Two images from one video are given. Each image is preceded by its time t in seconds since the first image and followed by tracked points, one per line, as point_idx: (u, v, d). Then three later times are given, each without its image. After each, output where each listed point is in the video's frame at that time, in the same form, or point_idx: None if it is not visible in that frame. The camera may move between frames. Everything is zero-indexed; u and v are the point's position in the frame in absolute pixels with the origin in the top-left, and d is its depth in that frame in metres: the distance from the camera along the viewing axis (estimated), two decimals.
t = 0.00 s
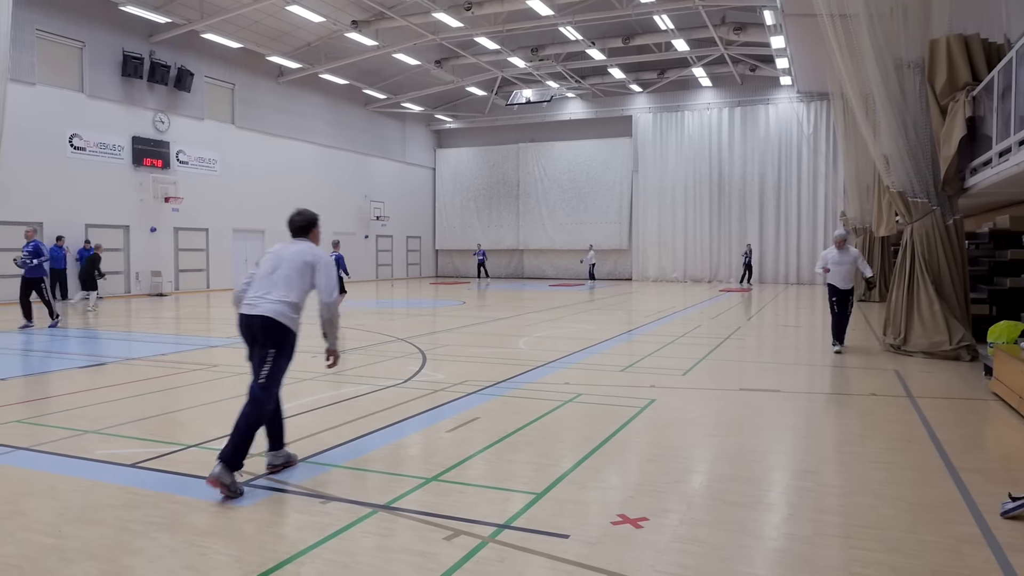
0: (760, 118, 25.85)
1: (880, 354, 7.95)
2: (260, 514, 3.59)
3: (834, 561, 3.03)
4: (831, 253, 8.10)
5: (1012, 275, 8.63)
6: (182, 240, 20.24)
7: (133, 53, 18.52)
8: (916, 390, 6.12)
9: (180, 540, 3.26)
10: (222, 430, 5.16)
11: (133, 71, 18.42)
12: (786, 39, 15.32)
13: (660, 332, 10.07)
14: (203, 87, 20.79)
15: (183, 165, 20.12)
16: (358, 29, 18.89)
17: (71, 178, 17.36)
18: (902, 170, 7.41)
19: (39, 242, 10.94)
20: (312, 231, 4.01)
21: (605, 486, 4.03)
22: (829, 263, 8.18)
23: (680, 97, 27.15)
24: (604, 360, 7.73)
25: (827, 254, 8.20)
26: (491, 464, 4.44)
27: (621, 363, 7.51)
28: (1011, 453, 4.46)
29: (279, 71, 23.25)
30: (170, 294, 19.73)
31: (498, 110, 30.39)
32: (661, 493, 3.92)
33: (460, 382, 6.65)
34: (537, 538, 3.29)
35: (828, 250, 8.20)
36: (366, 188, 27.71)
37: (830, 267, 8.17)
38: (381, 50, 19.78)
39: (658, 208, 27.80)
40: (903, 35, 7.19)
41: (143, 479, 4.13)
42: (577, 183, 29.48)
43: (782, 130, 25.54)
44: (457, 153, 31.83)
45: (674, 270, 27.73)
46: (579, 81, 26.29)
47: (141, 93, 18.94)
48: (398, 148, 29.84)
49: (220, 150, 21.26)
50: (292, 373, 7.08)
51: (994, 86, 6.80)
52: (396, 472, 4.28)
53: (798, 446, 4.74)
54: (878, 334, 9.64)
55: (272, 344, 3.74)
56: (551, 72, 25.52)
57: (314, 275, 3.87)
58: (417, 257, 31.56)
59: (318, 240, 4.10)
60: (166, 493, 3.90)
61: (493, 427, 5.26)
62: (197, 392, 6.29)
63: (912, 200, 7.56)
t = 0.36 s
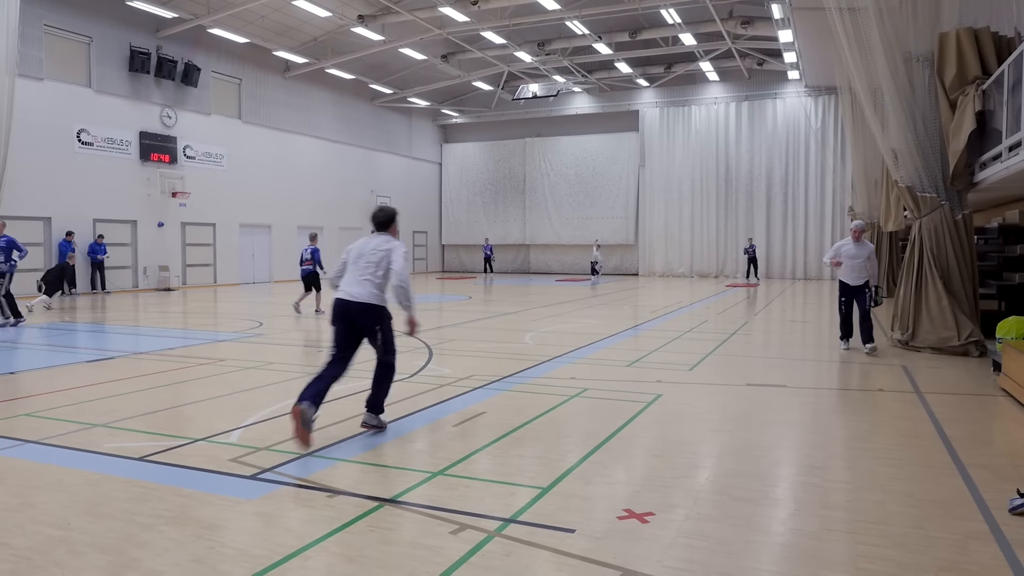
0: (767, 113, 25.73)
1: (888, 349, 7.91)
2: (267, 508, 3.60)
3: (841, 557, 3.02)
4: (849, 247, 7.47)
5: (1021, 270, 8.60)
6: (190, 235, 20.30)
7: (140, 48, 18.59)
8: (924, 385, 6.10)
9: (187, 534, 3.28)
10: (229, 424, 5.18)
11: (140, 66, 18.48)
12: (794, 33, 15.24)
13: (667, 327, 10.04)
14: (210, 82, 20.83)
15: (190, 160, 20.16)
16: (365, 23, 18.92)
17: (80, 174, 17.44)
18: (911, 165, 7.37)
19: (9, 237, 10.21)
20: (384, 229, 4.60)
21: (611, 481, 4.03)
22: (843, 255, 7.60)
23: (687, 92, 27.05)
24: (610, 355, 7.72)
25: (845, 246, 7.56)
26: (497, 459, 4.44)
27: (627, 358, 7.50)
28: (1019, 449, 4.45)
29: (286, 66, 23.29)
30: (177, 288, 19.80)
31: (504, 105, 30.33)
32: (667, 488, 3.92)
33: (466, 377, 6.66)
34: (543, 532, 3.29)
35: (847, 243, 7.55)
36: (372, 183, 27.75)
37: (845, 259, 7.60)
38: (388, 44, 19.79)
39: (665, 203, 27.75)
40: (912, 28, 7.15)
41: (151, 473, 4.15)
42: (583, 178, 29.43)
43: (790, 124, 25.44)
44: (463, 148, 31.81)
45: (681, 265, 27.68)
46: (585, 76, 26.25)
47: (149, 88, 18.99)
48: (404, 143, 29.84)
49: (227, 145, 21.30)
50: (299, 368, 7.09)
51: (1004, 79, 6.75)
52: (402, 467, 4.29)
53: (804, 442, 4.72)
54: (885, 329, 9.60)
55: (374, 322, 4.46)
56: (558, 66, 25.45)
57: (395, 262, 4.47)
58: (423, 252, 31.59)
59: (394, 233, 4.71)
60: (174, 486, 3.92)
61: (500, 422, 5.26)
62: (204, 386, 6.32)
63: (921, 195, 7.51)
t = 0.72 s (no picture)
0: (769, 114, 25.72)
1: (891, 350, 7.90)
2: (269, 508, 3.61)
3: (843, 558, 3.01)
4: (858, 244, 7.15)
5: None
6: (192, 236, 20.31)
7: (143, 49, 18.62)
8: (926, 386, 6.09)
9: (189, 534, 3.28)
10: (230, 424, 5.18)
11: (143, 66, 18.52)
12: (797, 34, 15.23)
13: (669, 328, 10.04)
14: (213, 83, 20.85)
15: (193, 161, 20.18)
16: (367, 24, 18.95)
17: (83, 174, 17.48)
18: (914, 166, 7.36)
19: None
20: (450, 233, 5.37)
21: (612, 481, 4.03)
22: (853, 253, 7.26)
23: (689, 92, 27.04)
24: (611, 355, 7.71)
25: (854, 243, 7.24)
26: (499, 459, 4.44)
27: (628, 359, 7.50)
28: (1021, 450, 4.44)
29: (288, 66, 23.32)
30: (179, 289, 19.80)
31: (506, 105, 30.34)
32: (669, 489, 3.92)
33: (468, 378, 6.66)
34: (544, 533, 3.29)
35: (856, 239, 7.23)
36: (374, 184, 27.77)
37: (854, 257, 7.26)
38: (390, 45, 19.79)
39: (667, 204, 27.74)
40: (915, 29, 7.16)
41: (153, 472, 4.16)
42: (585, 179, 29.41)
43: (792, 125, 25.42)
44: (465, 149, 31.82)
45: (683, 266, 27.68)
46: (587, 76, 26.26)
47: (151, 88, 19.02)
48: (406, 144, 29.87)
49: (229, 146, 21.32)
50: (300, 368, 7.09)
51: (1008, 80, 6.74)
52: (404, 467, 4.29)
53: (805, 442, 4.72)
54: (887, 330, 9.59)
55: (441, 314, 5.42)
56: (560, 67, 25.46)
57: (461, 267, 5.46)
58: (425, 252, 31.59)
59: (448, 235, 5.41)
60: (175, 486, 3.92)
61: (502, 423, 5.25)
62: (206, 387, 6.33)
63: (924, 195, 7.51)
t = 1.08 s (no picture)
0: (763, 116, 25.81)
1: (883, 352, 7.93)
2: (261, 510, 3.59)
3: (836, 559, 3.02)
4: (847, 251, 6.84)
5: (1015, 274, 8.64)
6: (185, 236, 20.25)
7: (136, 48, 18.56)
8: (918, 388, 6.11)
9: (182, 535, 3.26)
10: (223, 426, 5.17)
11: (136, 66, 18.46)
12: (790, 37, 15.29)
13: (663, 329, 10.05)
14: (207, 83, 20.80)
15: (186, 161, 20.13)
16: (362, 24, 18.94)
17: (76, 174, 17.41)
18: (906, 169, 7.40)
19: None
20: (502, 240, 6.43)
21: (606, 483, 4.03)
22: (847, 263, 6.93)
23: (683, 94, 27.11)
24: (604, 357, 7.72)
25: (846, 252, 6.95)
26: (492, 461, 4.44)
27: (622, 360, 7.51)
28: (1012, 451, 4.47)
29: (282, 67, 23.28)
30: (172, 289, 19.74)
31: (500, 107, 30.37)
32: (662, 490, 3.92)
33: (462, 379, 6.66)
34: (537, 534, 3.29)
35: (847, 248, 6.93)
36: (368, 184, 27.73)
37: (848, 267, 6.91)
38: (384, 46, 19.79)
39: (661, 205, 27.80)
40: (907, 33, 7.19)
41: (144, 473, 4.14)
42: (580, 180, 29.44)
43: (786, 128, 25.48)
44: (460, 150, 31.81)
45: (676, 268, 27.73)
46: (582, 78, 26.30)
47: (144, 88, 18.95)
48: (401, 145, 29.85)
49: (223, 146, 21.27)
50: (293, 369, 7.06)
51: (999, 83, 6.78)
52: (397, 468, 4.28)
53: (798, 444, 4.74)
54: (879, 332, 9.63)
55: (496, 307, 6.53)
56: (554, 69, 25.50)
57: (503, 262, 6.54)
58: (419, 253, 31.57)
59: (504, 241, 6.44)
60: (167, 488, 3.90)
61: (495, 424, 5.25)
62: (199, 388, 6.30)
63: (916, 198, 7.55)
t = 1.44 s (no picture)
0: (751, 118, 25.94)
1: (870, 353, 7.98)
2: (249, 513, 3.57)
3: (823, 559, 3.04)
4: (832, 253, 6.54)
5: (1000, 275, 8.73)
6: (172, 238, 20.12)
7: (123, 49, 18.43)
8: (905, 389, 6.15)
9: (168, 539, 3.24)
10: (211, 429, 5.13)
11: (123, 67, 18.32)
12: (778, 39, 15.39)
13: (652, 331, 10.08)
14: (194, 84, 20.69)
15: (173, 162, 20.02)
16: (350, 26, 18.89)
17: (62, 175, 17.28)
18: (893, 171, 7.45)
19: None
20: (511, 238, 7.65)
21: (595, 484, 4.04)
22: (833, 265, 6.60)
23: (672, 96, 27.21)
24: (593, 358, 7.72)
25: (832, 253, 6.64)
26: (481, 463, 4.43)
27: (611, 362, 7.52)
28: (997, 450, 4.50)
29: (271, 68, 23.18)
30: (159, 291, 19.61)
31: (490, 108, 30.40)
32: (652, 491, 3.93)
33: (451, 381, 6.65)
34: (526, 536, 3.29)
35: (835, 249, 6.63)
36: (357, 186, 27.67)
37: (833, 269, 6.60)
38: (373, 47, 19.74)
39: (650, 206, 27.88)
40: (893, 36, 7.25)
41: (131, 478, 4.10)
42: (569, 182, 29.49)
43: (774, 130, 25.61)
44: (449, 151, 31.79)
45: (665, 269, 27.81)
46: (571, 80, 26.34)
47: (131, 89, 18.83)
48: (390, 146, 29.81)
49: (211, 147, 21.16)
50: (281, 372, 7.03)
51: (983, 86, 6.85)
52: (386, 471, 4.27)
53: (786, 445, 4.75)
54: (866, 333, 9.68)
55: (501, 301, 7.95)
56: (543, 70, 25.55)
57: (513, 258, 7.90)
58: (409, 255, 31.51)
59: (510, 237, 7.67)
60: (154, 492, 3.87)
61: (484, 426, 5.24)
62: (186, 390, 6.26)
63: (902, 200, 7.62)
